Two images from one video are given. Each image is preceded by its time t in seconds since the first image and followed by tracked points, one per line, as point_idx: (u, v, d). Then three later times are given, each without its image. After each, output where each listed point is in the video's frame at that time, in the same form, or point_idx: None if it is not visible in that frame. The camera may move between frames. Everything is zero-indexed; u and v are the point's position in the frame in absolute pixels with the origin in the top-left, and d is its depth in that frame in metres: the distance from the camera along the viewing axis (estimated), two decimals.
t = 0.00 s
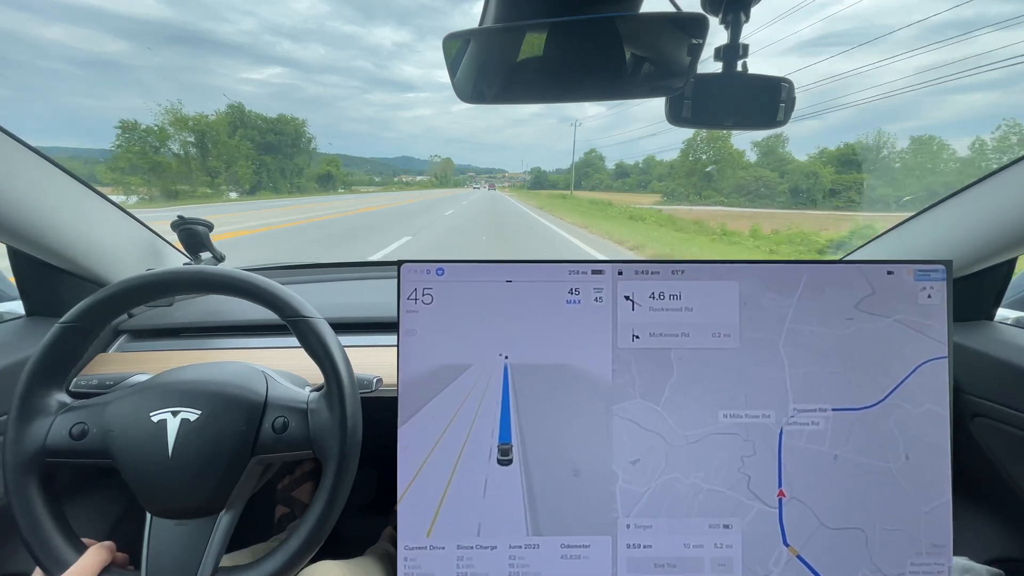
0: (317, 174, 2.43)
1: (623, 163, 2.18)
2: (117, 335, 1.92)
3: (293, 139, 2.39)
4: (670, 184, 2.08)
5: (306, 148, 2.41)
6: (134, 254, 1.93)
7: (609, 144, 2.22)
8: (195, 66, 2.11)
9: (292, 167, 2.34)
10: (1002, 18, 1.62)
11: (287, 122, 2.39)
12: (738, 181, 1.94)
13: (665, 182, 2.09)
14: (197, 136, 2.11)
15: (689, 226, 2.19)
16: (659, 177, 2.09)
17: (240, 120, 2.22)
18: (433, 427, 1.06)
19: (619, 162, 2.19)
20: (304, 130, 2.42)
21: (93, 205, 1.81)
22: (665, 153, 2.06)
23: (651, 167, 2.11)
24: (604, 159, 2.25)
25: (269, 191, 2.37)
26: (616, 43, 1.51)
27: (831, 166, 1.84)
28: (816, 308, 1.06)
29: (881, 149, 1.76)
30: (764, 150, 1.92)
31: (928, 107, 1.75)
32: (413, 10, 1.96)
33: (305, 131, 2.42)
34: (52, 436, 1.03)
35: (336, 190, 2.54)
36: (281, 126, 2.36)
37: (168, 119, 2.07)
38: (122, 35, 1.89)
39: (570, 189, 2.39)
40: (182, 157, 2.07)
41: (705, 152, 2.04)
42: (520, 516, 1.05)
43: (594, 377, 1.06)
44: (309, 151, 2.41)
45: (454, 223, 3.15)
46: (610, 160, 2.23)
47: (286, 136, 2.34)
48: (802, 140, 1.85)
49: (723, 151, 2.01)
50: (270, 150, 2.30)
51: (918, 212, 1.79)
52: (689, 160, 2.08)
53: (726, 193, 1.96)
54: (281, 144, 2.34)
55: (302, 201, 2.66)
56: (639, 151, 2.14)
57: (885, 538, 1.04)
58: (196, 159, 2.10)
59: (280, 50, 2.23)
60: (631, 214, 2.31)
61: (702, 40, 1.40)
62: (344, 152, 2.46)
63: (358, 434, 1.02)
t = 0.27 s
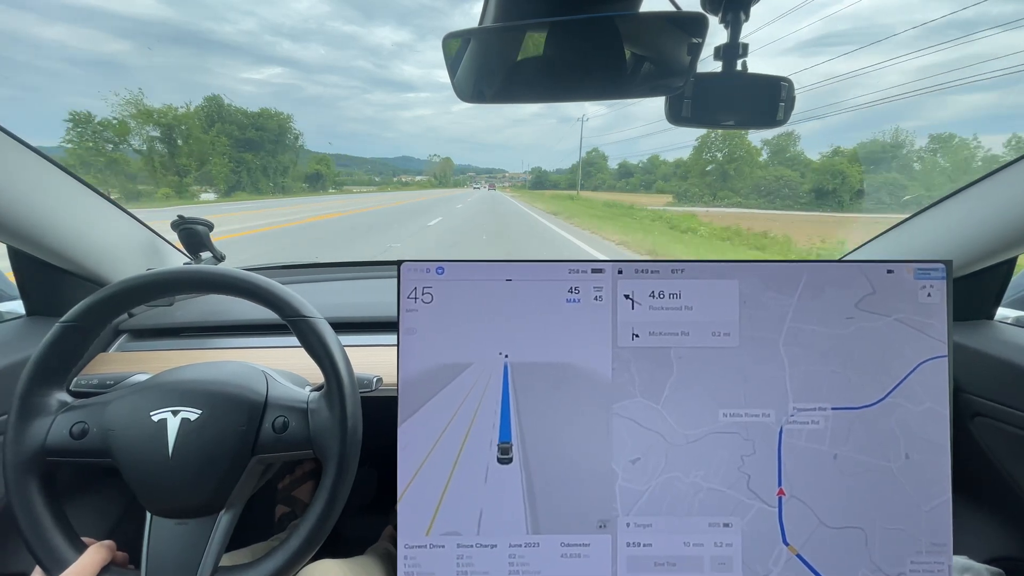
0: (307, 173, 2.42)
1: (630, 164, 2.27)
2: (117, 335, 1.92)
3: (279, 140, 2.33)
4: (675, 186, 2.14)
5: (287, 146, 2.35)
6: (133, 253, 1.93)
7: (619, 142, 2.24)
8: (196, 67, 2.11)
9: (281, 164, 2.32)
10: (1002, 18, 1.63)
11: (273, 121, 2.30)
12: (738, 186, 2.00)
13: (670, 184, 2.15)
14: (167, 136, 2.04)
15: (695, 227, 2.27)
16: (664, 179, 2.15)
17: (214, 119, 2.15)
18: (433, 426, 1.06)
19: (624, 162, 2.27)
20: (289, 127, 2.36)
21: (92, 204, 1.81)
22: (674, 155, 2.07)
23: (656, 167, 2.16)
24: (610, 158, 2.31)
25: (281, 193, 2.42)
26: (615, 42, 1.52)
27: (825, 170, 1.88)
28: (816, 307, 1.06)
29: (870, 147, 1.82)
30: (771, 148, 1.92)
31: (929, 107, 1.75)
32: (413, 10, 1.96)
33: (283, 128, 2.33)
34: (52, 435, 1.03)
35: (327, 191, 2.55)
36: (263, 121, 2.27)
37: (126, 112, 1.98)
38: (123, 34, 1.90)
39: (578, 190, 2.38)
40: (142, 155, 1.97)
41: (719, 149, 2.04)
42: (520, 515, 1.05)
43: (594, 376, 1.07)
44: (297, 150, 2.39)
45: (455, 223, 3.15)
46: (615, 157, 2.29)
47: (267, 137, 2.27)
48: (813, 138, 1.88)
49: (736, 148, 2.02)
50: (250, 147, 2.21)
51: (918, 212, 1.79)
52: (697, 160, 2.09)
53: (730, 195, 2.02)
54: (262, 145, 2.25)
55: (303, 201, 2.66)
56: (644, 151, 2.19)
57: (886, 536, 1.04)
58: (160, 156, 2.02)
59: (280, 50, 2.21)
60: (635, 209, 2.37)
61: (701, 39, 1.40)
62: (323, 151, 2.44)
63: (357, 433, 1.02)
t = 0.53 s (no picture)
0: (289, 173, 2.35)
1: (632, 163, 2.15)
2: (117, 335, 1.92)
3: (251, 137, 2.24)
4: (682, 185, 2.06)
5: (268, 143, 2.28)
6: (133, 253, 1.93)
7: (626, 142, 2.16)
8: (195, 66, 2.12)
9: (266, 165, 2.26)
10: (1004, 18, 1.60)
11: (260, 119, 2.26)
12: (746, 186, 1.99)
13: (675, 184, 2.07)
14: (121, 130, 1.92)
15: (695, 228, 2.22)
16: (671, 178, 2.07)
17: (173, 113, 2.06)
18: (433, 426, 1.06)
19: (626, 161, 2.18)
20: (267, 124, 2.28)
21: (92, 204, 1.82)
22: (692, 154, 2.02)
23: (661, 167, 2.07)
24: (611, 158, 2.25)
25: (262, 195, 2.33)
26: (615, 42, 1.52)
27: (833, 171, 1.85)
28: (816, 308, 1.06)
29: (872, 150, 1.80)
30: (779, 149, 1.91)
31: (929, 107, 1.74)
32: (413, 10, 1.95)
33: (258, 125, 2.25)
34: (52, 435, 1.03)
35: (315, 192, 2.49)
36: (240, 115, 2.20)
37: (75, 102, 1.80)
38: (123, 34, 1.91)
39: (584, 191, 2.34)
40: (95, 152, 1.81)
41: (737, 147, 2.04)
42: (519, 515, 1.05)
43: (594, 377, 1.07)
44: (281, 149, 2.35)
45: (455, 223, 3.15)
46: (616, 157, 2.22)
47: (239, 132, 2.17)
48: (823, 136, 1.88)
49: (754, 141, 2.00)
50: (227, 144, 2.13)
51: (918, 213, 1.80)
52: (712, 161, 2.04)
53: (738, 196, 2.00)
54: (235, 141, 2.15)
55: (302, 201, 2.66)
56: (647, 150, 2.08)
57: (885, 537, 1.04)
58: (116, 152, 1.87)
59: (281, 50, 2.20)
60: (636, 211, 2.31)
61: (701, 40, 1.40)
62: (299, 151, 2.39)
63: (357, 433, 1.02)
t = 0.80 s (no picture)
0: (269, 172, 2.22)
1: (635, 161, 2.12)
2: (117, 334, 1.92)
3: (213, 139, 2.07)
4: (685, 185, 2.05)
5: (246, 140, 2.16)
6: (133, 253, 1.93)
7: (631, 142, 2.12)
8: (196, 67, 2.08)
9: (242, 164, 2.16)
10: (1006, 18, 1.59)
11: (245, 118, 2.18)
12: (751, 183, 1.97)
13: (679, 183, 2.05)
14: (68, 122, 1.72)
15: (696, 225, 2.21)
16: (676, 177, 2.05)
17: (131, 103, 1.90)
18: (432, 427, 1.06)
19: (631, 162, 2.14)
20: (242, 118, 2.17)
21: (94, 205, 1.82)
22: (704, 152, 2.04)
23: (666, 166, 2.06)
24: (613, 157, 2.20)
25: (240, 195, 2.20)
26: (616, 43, 1.51)
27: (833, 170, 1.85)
28: (816, 310, 1.06)
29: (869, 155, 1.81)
30: (790, 148, 1.92)
31: (929, 109, 1.74)
32: (413, 10, 1.95)
33: (233, 119, 2.13)
34: (52, 434, 1.03)
35: (302, 192, 2.36)
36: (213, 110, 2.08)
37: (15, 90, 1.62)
38: (123, 35, 1.92)
39: (595, 193, 2.23)
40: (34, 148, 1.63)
41: (757, 144, 1.99)
42: (519, 516, 1.05)
43: (594, 378, 1.06)
44: (263, 148, 2.21)
45: (455, 223, 3.15)
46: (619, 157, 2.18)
47: (207, 125, 2.04)
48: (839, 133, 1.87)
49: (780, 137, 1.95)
50: (198, 140, 2.03)
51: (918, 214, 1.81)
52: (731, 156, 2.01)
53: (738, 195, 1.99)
54: (201, 135, 2.03)
55: (302, 202, 2.66)
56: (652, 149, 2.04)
57: (885, 540, 1.04)
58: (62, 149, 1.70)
59: (281, 50, 2.19)
60: (638, 211, 2.27)
61: (702, 41, 1.40)
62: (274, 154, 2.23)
63: (357, 434, 1.02)
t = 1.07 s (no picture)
0: (250, 171, 2.17)
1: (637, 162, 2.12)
2: (117, 334, 1.92)
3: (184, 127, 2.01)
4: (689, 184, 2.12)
5: (220, 137, 2.12)
6: (134, 253, 1.93)
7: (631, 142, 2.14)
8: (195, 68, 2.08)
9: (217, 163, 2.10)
10: (1005, 18, 1.60)
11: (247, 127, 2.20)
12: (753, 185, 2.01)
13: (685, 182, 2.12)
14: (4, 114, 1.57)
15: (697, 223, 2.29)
16: (681, 177, 2.11)
17: (86, 94, 1.79)
18: (431, 426, 1.06)
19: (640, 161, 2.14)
20: (215, 111, 2.12)
21: (93, 205, 1.82)
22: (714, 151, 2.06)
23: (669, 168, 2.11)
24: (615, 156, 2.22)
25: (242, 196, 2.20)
26: (616, 43, 1.52)
27: (830, 172, 1.88)
28: (815, 309, 1.06)
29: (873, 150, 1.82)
30: (813, 146, 1.89)
31: (929, 109, 1.74)
32: (413, 10, 1.95)
33: (205, 111, 2.09)
34: (52, 434, 1.03)
35: (287, 192, 2.31)
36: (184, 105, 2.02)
37: None
38: (123, 35, 1.91)
39: (606, 193, 2.26)
40: None
41: (779, 141, 1.98)
42: (518, 515, 1.05)
43: (593, 378, 1.07)
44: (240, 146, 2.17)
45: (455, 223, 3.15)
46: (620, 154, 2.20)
47: (173, 117, 1.97)
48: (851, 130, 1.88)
49: (807, 132, 1.90)
50: (164, 136, 1.97)
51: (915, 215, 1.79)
52: (752, 153, 2.01)
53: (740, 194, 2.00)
54: (165, 129, 1.96)
55: (303, 201, 2.66)
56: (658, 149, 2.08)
57: (884, 539, 1.04)
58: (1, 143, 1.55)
59: (280, 50, 2.19)
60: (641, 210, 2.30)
61: (702, 41, 1.40)
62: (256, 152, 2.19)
63: (356, 433, 1.02)
